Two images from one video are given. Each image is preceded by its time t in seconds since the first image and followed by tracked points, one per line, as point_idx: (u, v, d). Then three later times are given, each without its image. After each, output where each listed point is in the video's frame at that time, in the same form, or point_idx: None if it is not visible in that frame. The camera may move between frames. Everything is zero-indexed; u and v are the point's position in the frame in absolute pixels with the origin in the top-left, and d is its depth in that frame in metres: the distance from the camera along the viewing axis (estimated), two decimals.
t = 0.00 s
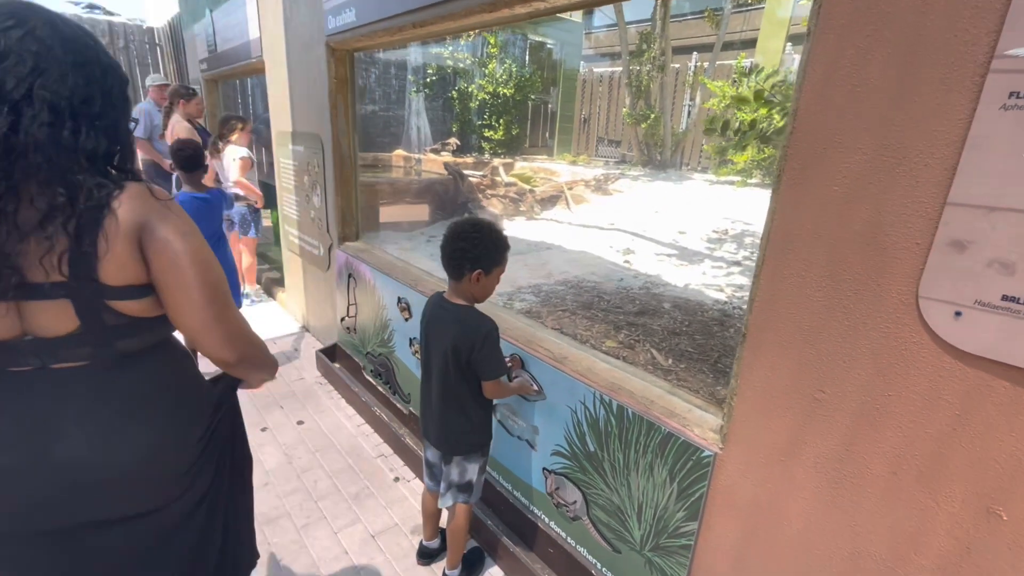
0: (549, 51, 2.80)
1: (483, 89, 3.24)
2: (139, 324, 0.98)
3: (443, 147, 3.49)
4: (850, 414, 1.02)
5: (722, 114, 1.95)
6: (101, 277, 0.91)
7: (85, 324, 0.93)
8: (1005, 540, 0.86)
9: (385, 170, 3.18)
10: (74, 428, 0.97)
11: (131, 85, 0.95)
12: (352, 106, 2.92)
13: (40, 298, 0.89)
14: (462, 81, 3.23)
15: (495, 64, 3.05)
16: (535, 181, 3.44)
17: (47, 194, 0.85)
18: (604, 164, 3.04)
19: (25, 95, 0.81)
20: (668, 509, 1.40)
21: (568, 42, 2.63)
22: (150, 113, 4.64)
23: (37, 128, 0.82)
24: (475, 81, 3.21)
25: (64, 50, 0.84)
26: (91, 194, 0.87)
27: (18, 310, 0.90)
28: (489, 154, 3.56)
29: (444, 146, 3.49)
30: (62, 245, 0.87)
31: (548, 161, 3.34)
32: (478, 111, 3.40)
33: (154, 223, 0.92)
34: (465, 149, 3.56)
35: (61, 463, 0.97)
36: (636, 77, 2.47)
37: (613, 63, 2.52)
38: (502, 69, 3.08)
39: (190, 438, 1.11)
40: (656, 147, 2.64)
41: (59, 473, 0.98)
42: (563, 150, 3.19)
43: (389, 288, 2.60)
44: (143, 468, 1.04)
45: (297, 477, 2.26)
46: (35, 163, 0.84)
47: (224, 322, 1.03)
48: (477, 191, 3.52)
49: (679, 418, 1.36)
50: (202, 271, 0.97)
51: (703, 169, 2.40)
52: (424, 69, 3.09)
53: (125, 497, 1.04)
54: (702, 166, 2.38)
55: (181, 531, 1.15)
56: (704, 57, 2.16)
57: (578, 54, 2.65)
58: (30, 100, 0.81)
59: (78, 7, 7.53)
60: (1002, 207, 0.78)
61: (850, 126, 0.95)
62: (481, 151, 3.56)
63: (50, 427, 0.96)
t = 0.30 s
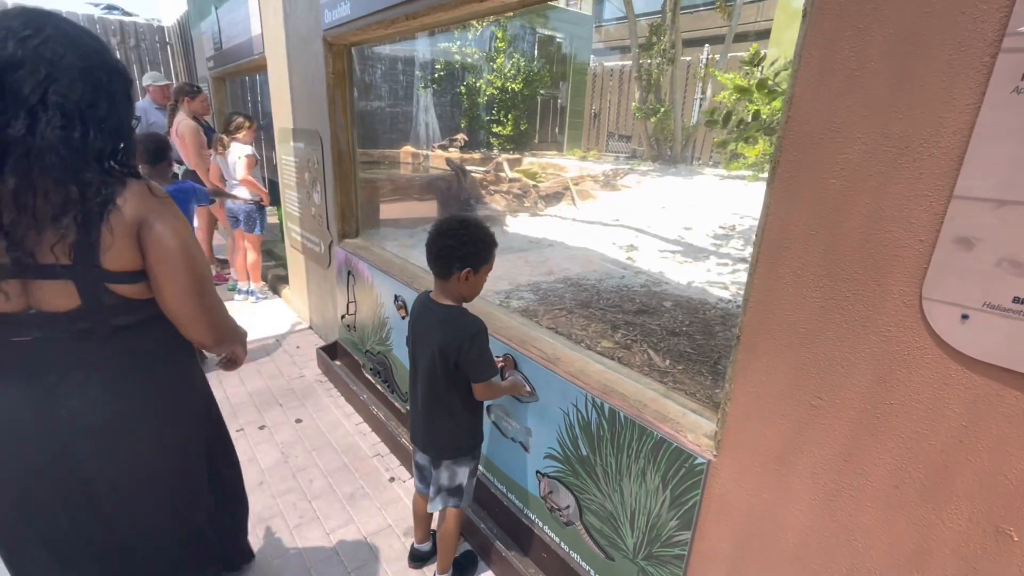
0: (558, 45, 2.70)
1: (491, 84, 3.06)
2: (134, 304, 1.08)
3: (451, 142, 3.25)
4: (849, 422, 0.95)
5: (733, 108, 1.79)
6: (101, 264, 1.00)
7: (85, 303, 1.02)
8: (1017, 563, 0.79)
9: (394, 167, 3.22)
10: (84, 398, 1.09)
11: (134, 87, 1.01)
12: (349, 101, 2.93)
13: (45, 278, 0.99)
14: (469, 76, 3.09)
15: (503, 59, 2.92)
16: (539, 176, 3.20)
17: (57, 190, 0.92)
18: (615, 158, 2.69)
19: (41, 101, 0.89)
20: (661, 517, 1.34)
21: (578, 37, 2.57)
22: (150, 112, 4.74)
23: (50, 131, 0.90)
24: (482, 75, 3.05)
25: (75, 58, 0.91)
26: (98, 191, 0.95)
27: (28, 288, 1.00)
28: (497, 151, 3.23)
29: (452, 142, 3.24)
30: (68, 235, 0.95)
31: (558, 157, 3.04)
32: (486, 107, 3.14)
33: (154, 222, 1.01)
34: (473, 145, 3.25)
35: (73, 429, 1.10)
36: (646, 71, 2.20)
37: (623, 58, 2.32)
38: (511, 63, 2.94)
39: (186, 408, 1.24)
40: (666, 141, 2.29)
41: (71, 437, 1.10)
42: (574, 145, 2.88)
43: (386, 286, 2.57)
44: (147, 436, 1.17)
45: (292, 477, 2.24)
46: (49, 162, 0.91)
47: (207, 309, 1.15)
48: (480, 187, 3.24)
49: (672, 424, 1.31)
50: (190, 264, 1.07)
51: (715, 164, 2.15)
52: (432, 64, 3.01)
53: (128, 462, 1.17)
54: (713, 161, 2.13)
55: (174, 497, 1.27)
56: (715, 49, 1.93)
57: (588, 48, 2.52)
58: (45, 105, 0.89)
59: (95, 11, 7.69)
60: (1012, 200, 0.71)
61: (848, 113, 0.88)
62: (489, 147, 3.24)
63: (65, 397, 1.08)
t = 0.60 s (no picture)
0: (567, 41, 2.58)
1: (499, 80, 2.89)
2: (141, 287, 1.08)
3: (460, 139, 3.16)
4: (850, 424, 0.92)
5: (745, 102, 1.70)
6: (111, 248, 1.00)
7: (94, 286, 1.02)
8: None
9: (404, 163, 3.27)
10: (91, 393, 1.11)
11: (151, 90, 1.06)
12: (354, 96, 2.94)
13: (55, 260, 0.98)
14: (479, 71, 2.95)
15: (512, 53, 2.78)
16: (547, 172, 3.06)
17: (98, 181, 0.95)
18: (626, 153, 2.51)
19: (68, 94, 0.90)
20: (659, 518, 1.31)
21: (589, 31, 2.48)
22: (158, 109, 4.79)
23: (74, 121, 0.91)
24: (491, 71, 2.90)
25: (100, 57, 0.94)
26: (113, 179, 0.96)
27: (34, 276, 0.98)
28: (507, 146, 3.09)
29: (460, 138, 3.16)
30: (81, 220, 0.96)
31: (567, 153, 2.86)
32: (495, 102, 2.98)
33: (159, 208, 1.02)
34: (482, 140, 3.13)
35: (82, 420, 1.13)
36: (656, 65, 2.14)
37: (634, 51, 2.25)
38: (520, 58, 2.78)
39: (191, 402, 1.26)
40: (676, 136, 2.18)
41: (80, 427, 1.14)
42: (584, 140, 2.67)
43: (390, 283, 2.56)
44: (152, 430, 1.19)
45: (295, 472, 2.25)
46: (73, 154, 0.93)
47: (211, 299, 1.13)
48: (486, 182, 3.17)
49: (671, 423, 1.28)
50: (194, 252, 1.06)
51: (726, 159, 2.01)
52: (441, 60, 2.97)
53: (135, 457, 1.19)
54: (724, 156, 2.00)
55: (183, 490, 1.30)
56: (728, 41, 1.84)
57: (599, 42, 2.42)
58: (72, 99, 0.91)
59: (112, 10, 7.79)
60: (1023, 191, 0.67)
61: (850, 101, 0.84)
62: (499, 143, 3.10)
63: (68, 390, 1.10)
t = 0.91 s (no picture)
0: (580, 36, 2.51)
1: (510, 76, 2.84)
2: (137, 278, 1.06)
3: (470, 135, 3.10)
4: (867, 426, 0.90)
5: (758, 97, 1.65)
6: (101, 238, 0.97)
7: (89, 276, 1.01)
8: None
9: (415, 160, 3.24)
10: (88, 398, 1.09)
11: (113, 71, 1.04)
12: (364, 93, 2.97)
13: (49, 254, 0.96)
14: (489, 67, 2.90)
15: (523, 49, 2.73)
16: (557, 169, 2.97)
17: (110, 168, 0.94)
18: (638, 149, 2.43)
19: (70, 84, 0.89)
20: (669, 518, 1.30)
21: (602, 27, 2.41)
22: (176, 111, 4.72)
23: (83, 110, 0.90)
24: (502, 67, 2.84)
25: (80, 42, 0.92)
26: (114, 166, 0.94)
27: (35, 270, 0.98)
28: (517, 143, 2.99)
29: (471, 134, 3.10)
30: (73, 214, 0.92)
31: (577, 149, 2.76)
32: (505, 98, 2.91)
33: (145, 196, 0.97)
34: (493, 137, 3.06)
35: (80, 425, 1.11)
36: (669, 60, 2.09)
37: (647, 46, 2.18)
38: (531, 54, 2.72)
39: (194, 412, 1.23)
40: (689, 132, 2.11)
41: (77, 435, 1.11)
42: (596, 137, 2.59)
43: (400, 279, 2.57)
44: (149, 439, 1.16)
45: (306, 466, 2.27)
46: (83, 144, 0.91)
47: (202, 285, 1.10)
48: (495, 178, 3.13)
49: (681, 422, 1.26)
50: (181, 239, 1.02)
51: (740, 155, 1.93)
52: (453, 56, 2.91)
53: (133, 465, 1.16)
54: (738, 151, 1.92)
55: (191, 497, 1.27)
56: (743, 36, 1.80)
57: (611, 37, 2.37)
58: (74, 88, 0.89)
59: (129, 7, 7.87)
60: None
61: (869, 94, 0.82)
62: (509, 140, 3.01)
63: (63, 396, 1.08)
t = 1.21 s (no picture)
0: (591, 32, 2.49)
1: (521, 74, 2.81)
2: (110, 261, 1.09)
3: (480, 133, 3.10)
4: (891, 430, 0.88)
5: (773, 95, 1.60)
6: (69, 223, 1.00)
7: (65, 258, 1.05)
8: None
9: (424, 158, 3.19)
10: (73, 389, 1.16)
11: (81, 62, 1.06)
12: (377, 90, 2.99)
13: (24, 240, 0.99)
14: (500, 65, 2.87)
15: (534, 47, 2.71)
16: (568, 167, 2.97)
17: (82, 155, 0.97)
18: (649, 148, 2.43)
19: (45, 76, 0.92)
20: (684, 520, 1.28)
21: (614, 23, 2.39)
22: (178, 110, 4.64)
23: (59, 100, 0.94)
24: (512, 65, 2.82)
25: (51, 36, 0.95)
26: (82, 152, 0.97)
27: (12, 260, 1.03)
28: (527, 140, 3.00)
29: (481, 132, 3.09)
30: (41, 200, 0.95)
31: (588, 147, 2.78)
32: (516, 96, 2.90)
33: (109, 182, 0.99)
34: (504, 135, 3.08)
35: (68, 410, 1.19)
36: (681, 57, 2.05)
37: (658, 45, 2.18)
38: (543, 52, 2.71)
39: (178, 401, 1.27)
40: (701, 130, 2.06)
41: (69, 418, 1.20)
42: (605, 136, 2.60)
43: (411, 275, 2.57)
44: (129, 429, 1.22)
45: (317, 462, 2.28)
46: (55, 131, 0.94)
47: (176, 264, 1.12)
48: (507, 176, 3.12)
49: (698, 423, 1.25)
50: (147, 223, 1.04)
51: (752, 155, 1.88)
52: (464, 54, 2.88)
53: (122, 453, 1.24)
54: (751, 150, 1.87)
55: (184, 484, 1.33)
56: (756, 33, 1.76)
57: (623, 36, 2.34)
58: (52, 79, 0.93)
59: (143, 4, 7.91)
60: None
61: (900, 89, 0.79)
62: (520, 137, 3.02)
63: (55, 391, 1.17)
